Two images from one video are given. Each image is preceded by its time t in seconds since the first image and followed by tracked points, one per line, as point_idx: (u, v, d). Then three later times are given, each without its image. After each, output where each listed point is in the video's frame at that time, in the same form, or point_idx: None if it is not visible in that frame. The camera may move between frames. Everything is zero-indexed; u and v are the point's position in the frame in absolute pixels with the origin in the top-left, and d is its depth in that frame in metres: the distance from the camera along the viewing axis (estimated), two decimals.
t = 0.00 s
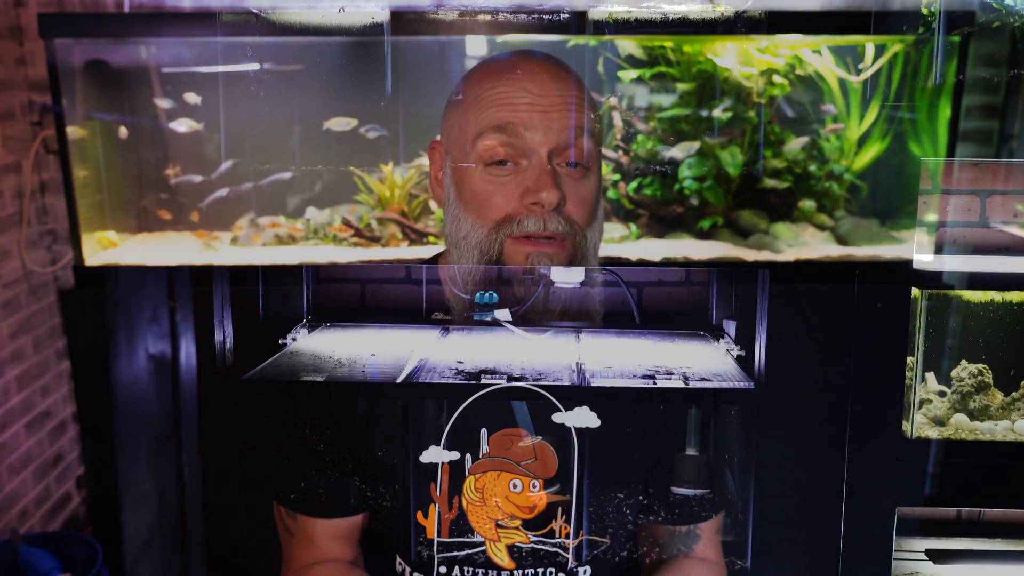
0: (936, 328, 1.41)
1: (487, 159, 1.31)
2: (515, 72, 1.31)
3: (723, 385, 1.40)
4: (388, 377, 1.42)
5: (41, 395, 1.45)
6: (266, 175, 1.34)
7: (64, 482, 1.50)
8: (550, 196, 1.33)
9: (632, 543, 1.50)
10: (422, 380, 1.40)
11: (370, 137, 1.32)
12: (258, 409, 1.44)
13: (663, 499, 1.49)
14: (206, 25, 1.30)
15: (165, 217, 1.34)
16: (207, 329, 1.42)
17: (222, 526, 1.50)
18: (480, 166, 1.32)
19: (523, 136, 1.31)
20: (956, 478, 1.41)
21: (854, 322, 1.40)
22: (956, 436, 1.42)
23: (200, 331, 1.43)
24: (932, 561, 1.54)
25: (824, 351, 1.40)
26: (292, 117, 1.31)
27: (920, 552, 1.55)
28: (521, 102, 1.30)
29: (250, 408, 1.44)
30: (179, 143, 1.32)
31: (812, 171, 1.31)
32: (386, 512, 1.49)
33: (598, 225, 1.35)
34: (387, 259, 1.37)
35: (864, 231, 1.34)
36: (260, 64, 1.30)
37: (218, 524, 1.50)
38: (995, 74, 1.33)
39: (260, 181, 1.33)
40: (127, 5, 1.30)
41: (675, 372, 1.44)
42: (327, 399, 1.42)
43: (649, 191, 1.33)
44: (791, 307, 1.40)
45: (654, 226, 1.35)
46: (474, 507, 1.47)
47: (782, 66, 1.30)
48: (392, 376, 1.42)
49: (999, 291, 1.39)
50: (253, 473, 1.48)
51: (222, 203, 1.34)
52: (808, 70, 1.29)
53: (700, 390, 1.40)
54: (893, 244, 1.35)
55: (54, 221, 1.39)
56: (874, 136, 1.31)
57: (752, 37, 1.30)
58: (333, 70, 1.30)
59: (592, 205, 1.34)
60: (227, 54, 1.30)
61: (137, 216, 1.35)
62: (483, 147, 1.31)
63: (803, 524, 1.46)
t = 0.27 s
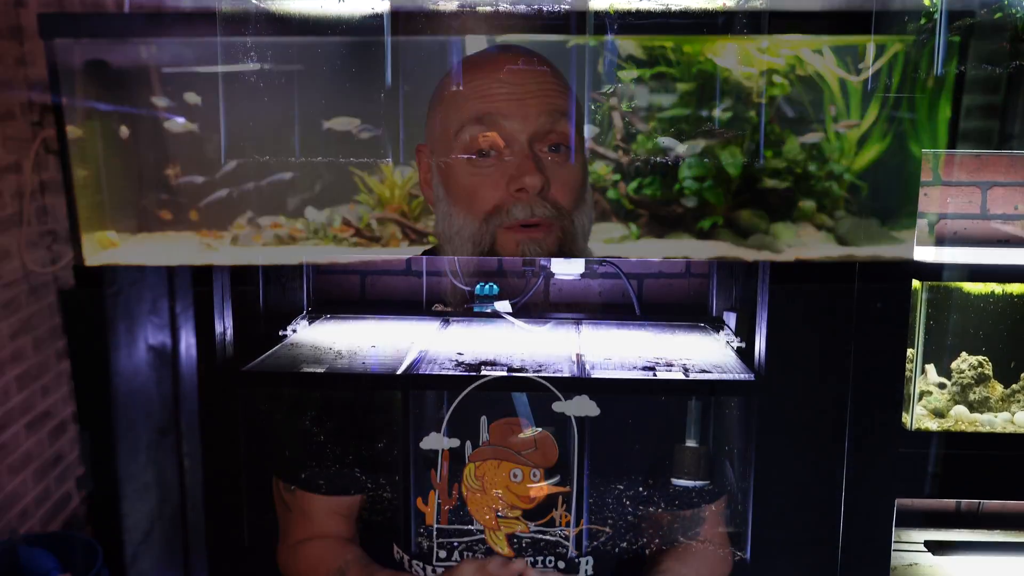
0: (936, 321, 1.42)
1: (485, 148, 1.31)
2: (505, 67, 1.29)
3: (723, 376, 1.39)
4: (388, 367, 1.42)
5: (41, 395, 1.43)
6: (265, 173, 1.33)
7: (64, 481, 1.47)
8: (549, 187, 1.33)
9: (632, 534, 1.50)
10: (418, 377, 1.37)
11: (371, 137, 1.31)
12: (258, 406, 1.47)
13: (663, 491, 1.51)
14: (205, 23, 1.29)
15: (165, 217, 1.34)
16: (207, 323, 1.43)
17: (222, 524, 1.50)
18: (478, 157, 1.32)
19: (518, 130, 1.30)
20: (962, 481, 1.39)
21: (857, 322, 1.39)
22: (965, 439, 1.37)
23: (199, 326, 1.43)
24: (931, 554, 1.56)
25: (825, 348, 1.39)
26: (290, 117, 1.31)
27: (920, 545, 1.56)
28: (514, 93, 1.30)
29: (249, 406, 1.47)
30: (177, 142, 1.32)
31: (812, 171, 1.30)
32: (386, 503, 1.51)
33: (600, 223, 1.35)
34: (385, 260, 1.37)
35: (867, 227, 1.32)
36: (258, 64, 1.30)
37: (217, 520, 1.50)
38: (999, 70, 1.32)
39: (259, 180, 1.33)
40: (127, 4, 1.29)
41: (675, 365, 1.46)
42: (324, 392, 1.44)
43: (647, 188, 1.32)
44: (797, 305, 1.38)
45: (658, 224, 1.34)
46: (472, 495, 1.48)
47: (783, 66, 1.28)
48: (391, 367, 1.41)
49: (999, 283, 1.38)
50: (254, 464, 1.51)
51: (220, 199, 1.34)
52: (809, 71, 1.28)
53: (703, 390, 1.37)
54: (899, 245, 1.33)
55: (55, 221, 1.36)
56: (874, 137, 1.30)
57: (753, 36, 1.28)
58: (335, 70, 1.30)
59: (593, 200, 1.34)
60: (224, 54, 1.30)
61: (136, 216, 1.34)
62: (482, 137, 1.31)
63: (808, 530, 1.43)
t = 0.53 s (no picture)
0: (937, 313, 1.38)
1: (485, 141, 1.35)
2: (505, 60, 1.33)
3: (726, 368, 1.40)
4: (389, 359, 1.44)
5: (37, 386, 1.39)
6: (269, 167, 1.36)
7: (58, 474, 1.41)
8: (553, 181, 1.34)
9: (633, 526, 1.47)
10: (422, 369, 1.37)
11: (371, 127, 1.34)
12: (258, 397, 1.45)
13: (663, 483, 1.55)
14: (206, 14, 1.28)
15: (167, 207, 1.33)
16: (208, 315, 1.38)
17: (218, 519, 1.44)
18: (479, 150, 1.35)
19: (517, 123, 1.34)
20: (966, 475, 1.39)
21: (871, 315, 1.35)
22: (966, 433, 1.40)
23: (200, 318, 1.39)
24: (931, 546, 1.54)
25: (841, 339, 1.35)
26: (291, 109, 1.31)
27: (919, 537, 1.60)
28: (515, 87, 1.32)
29: (249, 398, 1.45)
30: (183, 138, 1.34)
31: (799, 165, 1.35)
32: (386, 495, 1.49)
33: (603, 216, 1.34)
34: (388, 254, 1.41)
35: (869, 222, 1.33)
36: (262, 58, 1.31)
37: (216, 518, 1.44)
38: (1000, 61, 1.30)
39: (263, 176, 1.35)
40: None
41: (674, 357, 1.48)
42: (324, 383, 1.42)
43: (647, 182, 1.33)
44: (808, 296, 1.35)
45: (661, 216, 1.34)
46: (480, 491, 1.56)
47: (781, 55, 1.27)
48: (392, 359, 1.43)
49: (999, 275, 1.34)
50: (253, 455, 1.47)
51: (227, 194, 1.35)
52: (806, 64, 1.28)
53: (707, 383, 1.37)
54: (903, 236, 1.33)
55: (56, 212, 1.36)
56: (882, 127, 1.29)
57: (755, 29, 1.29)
58: (337, 62, 1.37)
59: (598, 193, 1.34)
60: (230, 50, 1.32)
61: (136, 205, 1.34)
62: (482, 130, 1.35)
63: (825, 526, 1.38)
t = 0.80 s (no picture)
0: (937, 306, 1.37)
1: (485, 133, 1.35)
2: (505, 52, 1.32)
3: (725, 361, 1.40)
4: (388, 352, 1.43)
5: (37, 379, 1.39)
6: (269, 157, 1.36)
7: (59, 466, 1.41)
8: (555, 173, 1.33)
9: (632, 518, 1.47)
10: (422, 362, 1.37)
11: (371, 118, 1.34)
12: (258, 388, 1.45)
13: (662, 475, 1.57)
14: (206, 6, 1.28)
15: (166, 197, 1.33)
16: (208, 306, 1.38)
17: (218, 512, 1.44)
18: (479, 142, 1.35)
19: (517, 115, 1.34)
20: (966, 468, 1.39)
21: (872, 308, 1.35)
22: (966, 426, 1.40)
23: (199, 310, 1.38)
24: (930, 538, 1.54)
25: (842, 331, 1.35)
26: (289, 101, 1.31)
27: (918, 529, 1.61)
28: (516, 79, 1.32)
29: (249, 390, 1.44)
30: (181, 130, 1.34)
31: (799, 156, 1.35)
32: (386, 487, 1.50)
33: (603, 208, 1.34)
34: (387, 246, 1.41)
35: (868, 214, 1.33)
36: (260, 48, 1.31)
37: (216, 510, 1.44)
38: (1001, 53, 1.30)
39: (262, 167, 1.35)
40: None
41: (675, 349, 1.48)
42: (323, 374, 1.41)
43: (647, 174, 1.33)
44: (809, 288, 1.34)
45: (661, 209, 1.33)
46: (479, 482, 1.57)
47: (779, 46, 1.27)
48: (392, 351, 1.43)
49: (999, 267, 1.33)
50: (252, 448, 1.46)
51: (227, 186, 1.34)
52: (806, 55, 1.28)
53: (708, 376, 1.37)
54: (903, 228, 1.33)
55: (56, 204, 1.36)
56: (883, 118, 1.28)
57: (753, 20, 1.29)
58: (336, 53, 1.37)
59: (599, 185, 1.33)
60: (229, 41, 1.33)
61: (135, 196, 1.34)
62: (482, 122, 1.35)
63: (825, 518, 1.39)
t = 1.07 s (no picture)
0: (938, 298, 1.37)
1: (485, 124, 1.35)
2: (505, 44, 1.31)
3: (725, 353, 1.40)
4: (388, 343, 1.43)
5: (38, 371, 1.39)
6: (267, 148, 1.35)
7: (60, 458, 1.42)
8: (554, 165, 1.33)
9: (632, 509, 1.47)
10: (423, 354, 1.37)
11: (370, 110, 1.33)
12: (258, 380, 1.44)
13: (662, 467, 1.56)
14: None
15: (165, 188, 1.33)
16: (208, 298, 1.38)
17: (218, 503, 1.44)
18: (479, 133, 1.34)
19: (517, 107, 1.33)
20: (967, 460, 1.39)
21: (874, 300, 1.35)
22: (966, 418, 1.40)
23: (199, 302, 1.38)
24: (929, 530, 1.55)
25: (844, 323, 1.35)
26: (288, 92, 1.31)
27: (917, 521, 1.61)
28: (515, 70, 1.31)
29: (249, 381, 1.44)
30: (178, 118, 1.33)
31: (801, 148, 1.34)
32: (386, 478, 1.50)
33: (603, 201, 1.33)
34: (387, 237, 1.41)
35: (869, 205, 1.32)
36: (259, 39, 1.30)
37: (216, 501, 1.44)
38: (1004, 44, 1.29)
39: (261, 157, 1.34)
40: None
41: (675, 341, 1.47)
42: (324, 366, 1.41)
43: (647, 166, 1.33)
44: (811, 280, 1.34)
45: (662, 201, 1.33)
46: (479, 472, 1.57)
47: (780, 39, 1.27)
48: (392, 343, 1.43)
49: (1000, 259, 1.34)
50: (252, 439, 1.46)
51: (226, 177, 1.34)
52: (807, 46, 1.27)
53: (708, 368, 1.37)
54: (903, 220, 1.32)
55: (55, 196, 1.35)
56: (884, 110, 1.27)
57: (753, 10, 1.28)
58: (336, 44, 1.35)
59: (597, 177, 1.33)
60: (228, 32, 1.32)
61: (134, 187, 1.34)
62: (482, 113, 1.35)
63: (824, 509, 1.39)
